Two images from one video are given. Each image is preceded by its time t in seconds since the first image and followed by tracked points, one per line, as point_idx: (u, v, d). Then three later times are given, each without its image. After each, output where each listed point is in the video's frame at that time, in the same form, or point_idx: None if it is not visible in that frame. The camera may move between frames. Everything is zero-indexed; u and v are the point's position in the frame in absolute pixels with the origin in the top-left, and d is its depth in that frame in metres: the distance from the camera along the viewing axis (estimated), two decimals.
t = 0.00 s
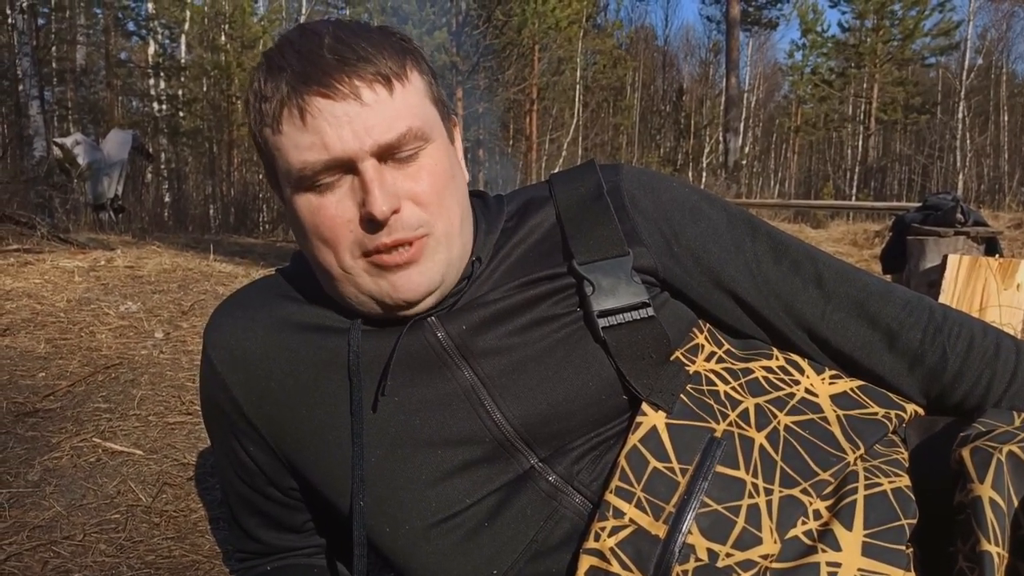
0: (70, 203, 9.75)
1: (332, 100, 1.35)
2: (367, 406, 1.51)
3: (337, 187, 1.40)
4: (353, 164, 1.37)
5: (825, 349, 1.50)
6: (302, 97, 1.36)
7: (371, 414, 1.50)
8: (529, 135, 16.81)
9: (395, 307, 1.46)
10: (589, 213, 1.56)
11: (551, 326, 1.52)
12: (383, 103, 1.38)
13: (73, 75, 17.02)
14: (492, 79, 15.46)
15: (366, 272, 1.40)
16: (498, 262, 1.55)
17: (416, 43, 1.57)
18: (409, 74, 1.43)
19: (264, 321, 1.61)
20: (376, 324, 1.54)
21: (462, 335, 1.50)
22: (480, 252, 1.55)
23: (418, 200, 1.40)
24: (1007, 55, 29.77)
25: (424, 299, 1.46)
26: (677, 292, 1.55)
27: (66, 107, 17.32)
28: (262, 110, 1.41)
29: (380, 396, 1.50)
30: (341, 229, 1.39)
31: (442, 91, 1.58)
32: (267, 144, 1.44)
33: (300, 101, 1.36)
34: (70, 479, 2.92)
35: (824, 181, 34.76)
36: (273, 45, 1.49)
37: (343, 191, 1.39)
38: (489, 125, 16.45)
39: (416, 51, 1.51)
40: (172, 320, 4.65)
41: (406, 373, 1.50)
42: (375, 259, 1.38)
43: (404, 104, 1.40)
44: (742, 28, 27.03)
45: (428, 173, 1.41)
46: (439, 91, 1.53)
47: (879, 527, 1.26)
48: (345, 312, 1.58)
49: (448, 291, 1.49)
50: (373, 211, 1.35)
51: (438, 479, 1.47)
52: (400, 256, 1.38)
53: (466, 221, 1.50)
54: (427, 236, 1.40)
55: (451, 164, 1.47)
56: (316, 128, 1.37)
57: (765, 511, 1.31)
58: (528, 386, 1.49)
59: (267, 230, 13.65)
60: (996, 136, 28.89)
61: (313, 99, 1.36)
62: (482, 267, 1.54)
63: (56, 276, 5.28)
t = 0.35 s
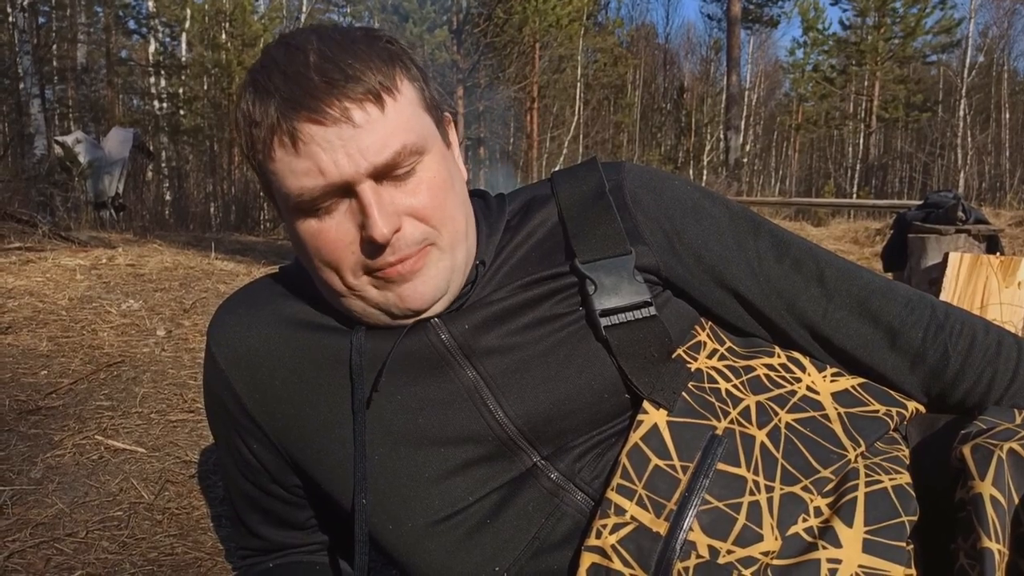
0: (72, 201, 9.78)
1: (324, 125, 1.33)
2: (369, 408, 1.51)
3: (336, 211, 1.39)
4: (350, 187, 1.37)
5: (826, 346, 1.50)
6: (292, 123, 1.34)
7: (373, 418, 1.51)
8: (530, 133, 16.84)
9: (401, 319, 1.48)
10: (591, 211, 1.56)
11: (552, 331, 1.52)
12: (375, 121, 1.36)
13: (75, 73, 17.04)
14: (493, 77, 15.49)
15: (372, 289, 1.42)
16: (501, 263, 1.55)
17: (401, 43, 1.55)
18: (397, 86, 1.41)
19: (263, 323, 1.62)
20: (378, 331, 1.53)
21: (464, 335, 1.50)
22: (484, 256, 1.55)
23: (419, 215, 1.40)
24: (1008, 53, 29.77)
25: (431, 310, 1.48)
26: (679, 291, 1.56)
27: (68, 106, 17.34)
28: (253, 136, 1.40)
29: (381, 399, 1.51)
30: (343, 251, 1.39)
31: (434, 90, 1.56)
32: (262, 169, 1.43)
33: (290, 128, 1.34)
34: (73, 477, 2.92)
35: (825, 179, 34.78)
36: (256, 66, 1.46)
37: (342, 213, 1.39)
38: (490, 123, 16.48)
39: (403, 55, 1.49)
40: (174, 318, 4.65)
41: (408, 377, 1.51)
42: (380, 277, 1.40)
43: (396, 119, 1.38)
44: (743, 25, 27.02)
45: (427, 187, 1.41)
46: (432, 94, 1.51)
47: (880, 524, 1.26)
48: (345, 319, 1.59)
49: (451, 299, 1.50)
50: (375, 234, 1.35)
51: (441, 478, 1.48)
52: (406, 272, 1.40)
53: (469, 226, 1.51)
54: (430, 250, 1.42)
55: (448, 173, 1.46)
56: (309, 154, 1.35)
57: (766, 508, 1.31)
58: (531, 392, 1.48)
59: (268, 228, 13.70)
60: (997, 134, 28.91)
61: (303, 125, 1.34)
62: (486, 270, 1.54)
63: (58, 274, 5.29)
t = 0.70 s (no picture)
0: (68, 182, 9.76)
1: (322, 104, 1.33)
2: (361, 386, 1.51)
3: (328, 192, 1.39)
4: (346, 169, 1.36)
5: (820, 331, 1.50)
6: (291, 100, 1.33)
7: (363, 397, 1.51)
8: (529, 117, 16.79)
9: (394, 304, 1.48)
10: (588, 195, 1.55)
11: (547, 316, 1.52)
12: (375, 103, 1.35)
13: (71, 53, 16.92)
14: (492, 62, 15.42)
15: (363, 273, 1.42)
16: (497, 247, 1.55)
17: (410, 25, 1.55)
18: (402, 69, 1.40)
19: (258, 307, 1.61)
20: (371, 318, 1.53)
21: (463, 318, 1.50)
22: (479, 240, 1.54)
23: (412, 203, 1.40)
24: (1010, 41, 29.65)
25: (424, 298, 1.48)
26: (675, 275, 1.56)
27: (63, 87, 17.26)
28: (251, 111, 1.40)
29: (376, 381, 1.50)
30: (336, 234, 1.40)
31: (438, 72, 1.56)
32: (259, 146, 1.43)
33: (289, 105, 1.34)
34: (68, 456, 2.93)
35: (824, 167, 34.74)
36: (260, 39, 1.45)
37: (335, 195, 1.39)
38: (489, 108, 16.43)
39: (411, 38, 1.47)
40: (170, 300, 4.64)
41: (403, 356, 1.51)
42: (371, 262, 1.40)
43: (397, 103, 1.37)
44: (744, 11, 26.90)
45: (424, 175, 1.41)
46: (435, 77, 1.50)
47: (871, 508, 1.27)
48: (337, 304, 1.59)
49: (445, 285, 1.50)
50: (369, 219, 1.35)
51: (433, 460, 1.48)
52: (397, 260, 1.40)
53: (466, 211, 1.50)
54: (423, 239, 1.42)
55: (448, 159, 1.46)
56: (306, 132, 1.35)
57: (758, 492, 1.32)
58: (527, 375, 1.49)
59: (265, 211, 13.68)
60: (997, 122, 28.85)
61: (302, 104, 1.33)
62: (481, 253, 1.54)
63: (53, 255, 5.27)
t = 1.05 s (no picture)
0: (69, 182, 9.76)
1: (309, 118, 1.32)
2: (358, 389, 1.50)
3: (322, 203, 1.38)
4: (336, 182, 1.35)
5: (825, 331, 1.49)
6: (278, 115, 1.33)
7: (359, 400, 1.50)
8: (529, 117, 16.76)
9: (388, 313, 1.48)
10: (597, 196, 1.56)
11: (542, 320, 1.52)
12: (364, 114, 1.34)
13: (71, 53, 16.92)
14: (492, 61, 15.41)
15: (359, 282, 1.41)
16: (500, 249, 1.55)
17: (402, 28, 1.55)
18: (391, 77, 1.39)
19: (262, 309, 1.61)
20: (371, 323, 1.54)
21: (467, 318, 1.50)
22: (481, 241, 1.54)
23: (406, 211, 1.39)
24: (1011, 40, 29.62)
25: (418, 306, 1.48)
26: (683, 279, 1.55)
27: (64, 87, 17.25)
28: (242, 124, 1.39)
29: (378, 386, 1.50)
30: (329, 245, 1.39)
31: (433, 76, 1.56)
32: (252, 158, 1.43)
33: (276, 119, 1.33)
34: (69, 457, 2.93)
35: (824, 166, 34.72)
36: (249, 51, 1.46)
37: (327, 207, 1.38)
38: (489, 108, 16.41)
39: (400, 44, 1.47)
40: (170, 300, 4.64)
41: (402, 360, 1.51)
42: (364, 271, 1.39)
43: (387, 113, 1.37)
44: (745, 10, 26.86)
45: (416, 182, 1.40)
46: (429, 80, 1.50)
47: (873, 508, 1.27)
48: (335, 304, 1.59)
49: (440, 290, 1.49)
50: (359, 231, 1.34)
51: (434, 463, 1.48)
52: (391, 267, 1.39)
53: (464, 215, 1.50)
54: (417, 247, 1.41)
55: (442, 165, 1.45)
56: (295, 145, 1.34)
57: (759, 492, 1.31)
58: (526, 379, 1.48)
59: (266, 212, 13.68)
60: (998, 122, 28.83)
61: (289, 117, 1.33)
62: (483, 254, 1.54)
63: (54, 255, 5.27)
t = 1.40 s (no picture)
0: (73, 186, 9.79)
1: (306, 127, 1.29)
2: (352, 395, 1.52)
3: (320, 212, 1.36)
4: (334, 191, 1.33)
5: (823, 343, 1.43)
6: (275, 124, 1.30)
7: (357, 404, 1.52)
8: (532, 119, 16.74)
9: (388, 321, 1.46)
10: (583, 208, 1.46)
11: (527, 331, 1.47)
12: (362, 123, 1.31)
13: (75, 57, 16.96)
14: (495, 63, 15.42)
15: (356, 289, 1.40)
16: (494, 259, 1.49)
17: (403, 33, 1.51)
18: (390, 85, 1.35)
19: (264, 314, 1.61)
20: (365, 330, 1.52)
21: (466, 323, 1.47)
22: (476, 255, 1.49)
23: (404, 219, 1.36)
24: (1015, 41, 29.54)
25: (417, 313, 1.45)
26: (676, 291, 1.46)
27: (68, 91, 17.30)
28: (241, 132, 1.37)
29: (376, 394, 1.52)
30: (327, 253, 1.38)
31: (432, 78, 1.52)
32: (250, 164, 1.40)
33: (273, 129, 1.30)
34: (73, 460, 2.94)
35: (828, 168, 34.66)
36: (247, 56, 1.43)
37: (326, 215, 1.36)
38: (492, 110, 16.41)
39: (399, 50, 1.43)
40: (174, 303, 4.65)
41: (395, 374, 1.51)
42: (362, 279, 1.38)
43: (386, 120, 1.33)
44: (748, 11, 26.84)
45: (415, 191, 1.37)
46: (429, 86, 1.46)
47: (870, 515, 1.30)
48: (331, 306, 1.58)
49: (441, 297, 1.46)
50: (356, 241, 1.32)
51: (432, 470, 1.49)
52: (386, 275, 1.37)
53: (463, 222, 1.47)
54: (415, 254, 1.38)
55: (441, 171, 1.42)
56: (292, 153, 1.31)
57: (756, 500, 1.34)
58: (521, 394, 1.46)
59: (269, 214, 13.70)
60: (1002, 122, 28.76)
61: (285, 126, 1.29)
62: (479, 268, 1.49)
63: (59, 259, 5.28)
